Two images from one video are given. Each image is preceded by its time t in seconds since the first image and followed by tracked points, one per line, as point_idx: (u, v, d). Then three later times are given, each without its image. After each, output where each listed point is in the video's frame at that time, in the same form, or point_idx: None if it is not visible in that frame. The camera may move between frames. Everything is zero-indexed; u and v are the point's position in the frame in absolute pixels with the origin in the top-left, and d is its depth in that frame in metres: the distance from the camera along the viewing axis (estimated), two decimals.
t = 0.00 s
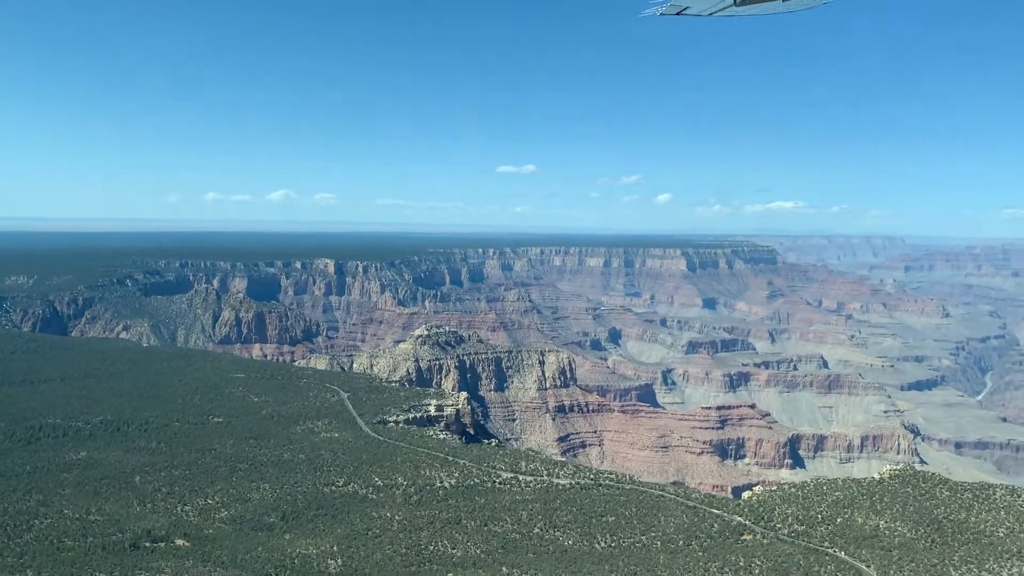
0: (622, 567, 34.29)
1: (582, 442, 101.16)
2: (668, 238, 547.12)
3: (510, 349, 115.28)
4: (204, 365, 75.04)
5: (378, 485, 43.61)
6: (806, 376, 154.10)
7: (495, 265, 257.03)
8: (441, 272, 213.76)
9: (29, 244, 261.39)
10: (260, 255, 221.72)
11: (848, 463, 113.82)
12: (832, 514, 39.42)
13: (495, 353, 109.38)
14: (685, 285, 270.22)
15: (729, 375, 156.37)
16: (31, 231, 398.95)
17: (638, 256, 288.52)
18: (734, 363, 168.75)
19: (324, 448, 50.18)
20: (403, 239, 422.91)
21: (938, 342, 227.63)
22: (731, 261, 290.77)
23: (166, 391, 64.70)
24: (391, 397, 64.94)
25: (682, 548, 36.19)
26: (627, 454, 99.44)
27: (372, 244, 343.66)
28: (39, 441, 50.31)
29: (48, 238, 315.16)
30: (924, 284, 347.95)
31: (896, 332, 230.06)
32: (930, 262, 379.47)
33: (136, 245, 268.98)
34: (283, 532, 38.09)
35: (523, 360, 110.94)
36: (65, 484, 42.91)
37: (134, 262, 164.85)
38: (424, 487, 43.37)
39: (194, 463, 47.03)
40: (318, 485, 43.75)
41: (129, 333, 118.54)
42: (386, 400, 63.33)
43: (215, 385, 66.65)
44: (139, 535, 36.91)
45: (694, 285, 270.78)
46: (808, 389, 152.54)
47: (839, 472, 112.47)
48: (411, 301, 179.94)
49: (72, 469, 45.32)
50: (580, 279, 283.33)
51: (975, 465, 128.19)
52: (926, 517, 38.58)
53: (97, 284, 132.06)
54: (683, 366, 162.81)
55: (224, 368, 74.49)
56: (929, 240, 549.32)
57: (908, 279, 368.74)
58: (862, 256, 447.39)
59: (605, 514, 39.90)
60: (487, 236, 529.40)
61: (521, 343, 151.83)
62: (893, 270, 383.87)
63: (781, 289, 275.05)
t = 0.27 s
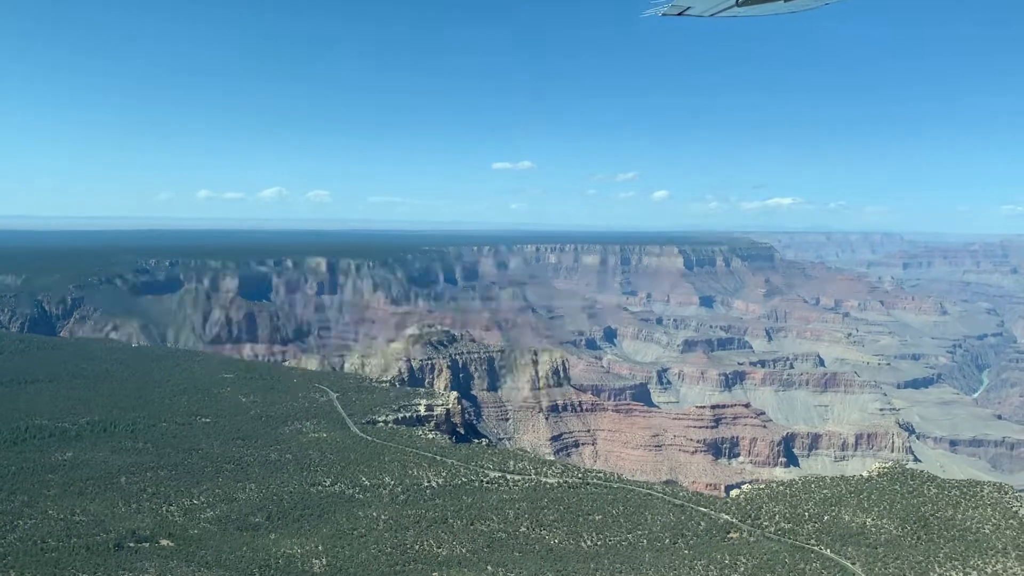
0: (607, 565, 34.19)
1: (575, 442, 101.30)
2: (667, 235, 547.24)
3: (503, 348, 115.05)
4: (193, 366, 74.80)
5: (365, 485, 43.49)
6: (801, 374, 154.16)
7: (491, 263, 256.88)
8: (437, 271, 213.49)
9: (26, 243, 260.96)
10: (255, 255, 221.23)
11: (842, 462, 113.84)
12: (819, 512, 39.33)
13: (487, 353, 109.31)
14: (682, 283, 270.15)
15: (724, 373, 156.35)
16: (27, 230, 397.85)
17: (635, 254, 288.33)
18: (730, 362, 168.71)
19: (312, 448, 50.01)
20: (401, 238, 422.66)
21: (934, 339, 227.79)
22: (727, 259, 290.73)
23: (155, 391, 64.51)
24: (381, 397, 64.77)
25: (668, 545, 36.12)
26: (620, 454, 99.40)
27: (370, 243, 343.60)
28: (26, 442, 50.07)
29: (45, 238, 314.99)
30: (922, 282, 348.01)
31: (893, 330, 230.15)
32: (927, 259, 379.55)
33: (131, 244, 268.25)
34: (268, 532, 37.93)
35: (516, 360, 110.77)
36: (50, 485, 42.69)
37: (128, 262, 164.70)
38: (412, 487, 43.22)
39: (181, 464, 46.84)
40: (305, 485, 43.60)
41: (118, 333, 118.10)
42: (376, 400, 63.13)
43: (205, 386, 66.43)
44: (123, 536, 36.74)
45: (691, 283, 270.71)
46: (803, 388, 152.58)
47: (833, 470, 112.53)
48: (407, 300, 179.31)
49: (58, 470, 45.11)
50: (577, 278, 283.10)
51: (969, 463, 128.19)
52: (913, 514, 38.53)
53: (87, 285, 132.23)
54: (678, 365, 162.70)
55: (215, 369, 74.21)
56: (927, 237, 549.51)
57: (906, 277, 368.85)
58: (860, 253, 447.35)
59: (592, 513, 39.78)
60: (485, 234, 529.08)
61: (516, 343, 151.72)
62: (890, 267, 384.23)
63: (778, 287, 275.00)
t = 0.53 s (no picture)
0: (591, 554, 34.37)
1: (567, 433, 101.26)
2: (659, 228, 547.95)
3: (495, 340, 115.21)
4: (184, 358, 74.71)
5: (352, 476, 43.58)
6: (792, 365, 154.81)
7: (483, 256, 256.81)
8: (429, 264, 213.47)
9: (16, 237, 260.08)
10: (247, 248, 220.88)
11: (833, 452, 114.32)
12: (803, 501, 39.53)
13: (480, 345, 109.32)
14: (674, 276, 270.60)
15: (716, 365, 156.87)
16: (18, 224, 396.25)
17: (627, 247, 288.62)
18: (721, 353, 169.17)
19: (301, 439, 50.07)
20: (393, 231, 422.43)
21: (925, 331, 228.85)
22: (719, 252, 291.35)
23: (145, 383, 64.41)
24: (371, 389, 64.84)
25: (653, 534, 36.30)
26: (612, 444, 99.80)
27: (361, 236, 343.37)
28: (13, 433, 49.96)
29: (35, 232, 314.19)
30: (912, 274, 349.49)
31: (884, 322, 231.17)
32: (918, 252, 381.15)
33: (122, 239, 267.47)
34: (254, 523, 37.97)
35: (508, 352, 110.87)
36: (36, 477, 42.62)
37: (120, 255, 164.11)
38: (399, 477, 43.34)
39: (169, 455, 46.85)
40: (293, 476, 43.66)
41: (112, 326, 117.84)
42: (366, 392, 63.19)
43: (194, 378, 66.33)
44: (109, 527, 36.73)
45: (683, 276, 271.20)
46: (794, 379, 153.27)
47: (823, 460, 113.04)
48: (399, 293, 179.59)
49: (45, 462, 45.06)
50: (569, 270, 283.31)
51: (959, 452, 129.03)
52: (897, 503, 38.77)
53: (79, 277, 131.41)
54: (669, 356, 163.00)
55: (205, 361, 74.08)
56: (918, 230, 552.05)
57: (896, 269, 370.24)
58: (851, 246, 448.89)
59: (578, 502, 39.95)
60: (477, 227, 529.17)
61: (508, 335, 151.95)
62: (881, 259, 385.99)
63: (769, 280, 275.84)
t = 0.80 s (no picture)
0: (576, 543, 34.56)
1: (560, 422, 101.55)
2: (656, 216, 547.63)
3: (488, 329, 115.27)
4: (175, 347, 74.65)
5: (340, 465, 43.70)
6: (786, 354, 155.19)
7: (479, 245, 256.62)
8: (425, 252, 213.26)
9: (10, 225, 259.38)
10: (242, 236, 220.52)
11: (825, 440, 114.67)
12: (789, 490, 39.71)
13: (473, 334, 109.33)
14: (670, 264, 270.69)
15: (710, 354, 157.12)
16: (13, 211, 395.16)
17: (623, 236, 288.47)
18: (716, 342, 169.41)
19: (290, 428, 50.19)
20: (390, 220, 421.89)
21: (920, 320, 229.31)
22: (715, 240, 291.34)
23: (136, 372, 64.41)
24: (361, 377, 64.93)
25: (637, 524, 36.49)
26: (604, 433, 100.13)
27: (357, 224, 342.88)
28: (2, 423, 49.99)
29: (31, 220, 313.30)
30: (908, 263, 350.03)
31: (879, 311, 231.60)
32: (914, 241, 381.66)
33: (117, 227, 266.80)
34: (241, 512, 38.11)
35: (501, 341, 110.90)
36: (24, 466, 42.70)
37: (114, 244, 163.77)
38: (387, 466, 43.47)
39: (158, 444, 46.95)
40: (280, 465, 43.74)
41: (105, 315, 118.14)
42: (356, 381, 63.25)
43: (185, 367, 66.34)
44: (95, 517, 36.83)
45: (679, 264, 271.28)
46: (788, 368, 153.69)
47: (816, 449, 113.41)
48: (393, 282, 179.71)
49: (33, 451, 45.09)
50: (565, 259, 283.14)
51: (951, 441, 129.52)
52: (882, 492, 38.94)
53: (72, 265, 131.02)
54: (664, 345, 163.16)
55: (196, 350, 74.03)
56: (914, 219, 552.71)
57: (892, 258, 370.66)
58: (848, 234, 449.24)
59: (564, 492, 40.10)
60: (474, 216, 528.33)
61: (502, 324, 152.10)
62: (877, 248, 386.74)
63: (765, 268, 276.11)
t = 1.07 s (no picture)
0: (561, 536, 34.45)
1: (553, 415, 101.48)
2: (653, 209, 546.75)
3: (481, 322, 115.08)
4: (164, 339, 74.36)
5: (327, 458, 43.57)
6: (781, 347, 155.29)
7: (475, 238, 256.29)
8: (420, 245, 212.91)
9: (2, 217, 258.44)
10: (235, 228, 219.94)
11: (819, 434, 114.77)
12: (775, 483, 39.66)
13: (466, 328, 109.13)
14: (666, 257, 270.55)
15: (705, 347, 157.22)
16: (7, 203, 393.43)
17: (619, 228, 288.18)
18: (711, 335, 169.40)
19: (277, 421, 50.06)
20: (386, 212, 421.25)
21: (916, 313, 229.28)
22: (711, 233, 291.15)
23: (124, 365, 64.19)
24: (351, 371, 64.78)
25: (623, 517, 36.43)
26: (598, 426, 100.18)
27: (353, 216, 342.18)
28: None
29: (25, 212, 312.54)
30: (905, 256, 349.95)
31: (875, 304, 231.61)
32: (911, 234, 381.67)
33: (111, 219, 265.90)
34: (226, 504, 37.99)
35: (494, 334, 110.69)
36: (9, 458, 42.50)
37: (106, 235, 163.28)
38: (373, 459, 43.29)
39: (144, 437, 46.82)
40: (267, 458, 43.61)
41: (95, 307, 118.52)
42: (345, 374, 63.15)
43: (174, 359, 66.15)
44: (79, 509, 36.64)
45: (675, 257, 271.11)
46: (783, 361, 153.83)
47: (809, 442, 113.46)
48: (388, 274, 179.47)
49: (19, 443, 44.94)
50: (561, 252, 282.85)
51: (946, 434, 129.69)
52: (868, 485, 38.89)
53: (62, 256, 130.46)
54: (659, 338, 163.04)
55: (186, 342, 73.81)
56: (911, 212, 552.16)
57: (889, 251, 370.98)
58: (845, 227, 449.07)
59: (551, 484, 40.00)
60: (471, 208, 527.57)
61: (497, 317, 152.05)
62: (874, 241, 386.54)
63: (761, 261, 276.07)
